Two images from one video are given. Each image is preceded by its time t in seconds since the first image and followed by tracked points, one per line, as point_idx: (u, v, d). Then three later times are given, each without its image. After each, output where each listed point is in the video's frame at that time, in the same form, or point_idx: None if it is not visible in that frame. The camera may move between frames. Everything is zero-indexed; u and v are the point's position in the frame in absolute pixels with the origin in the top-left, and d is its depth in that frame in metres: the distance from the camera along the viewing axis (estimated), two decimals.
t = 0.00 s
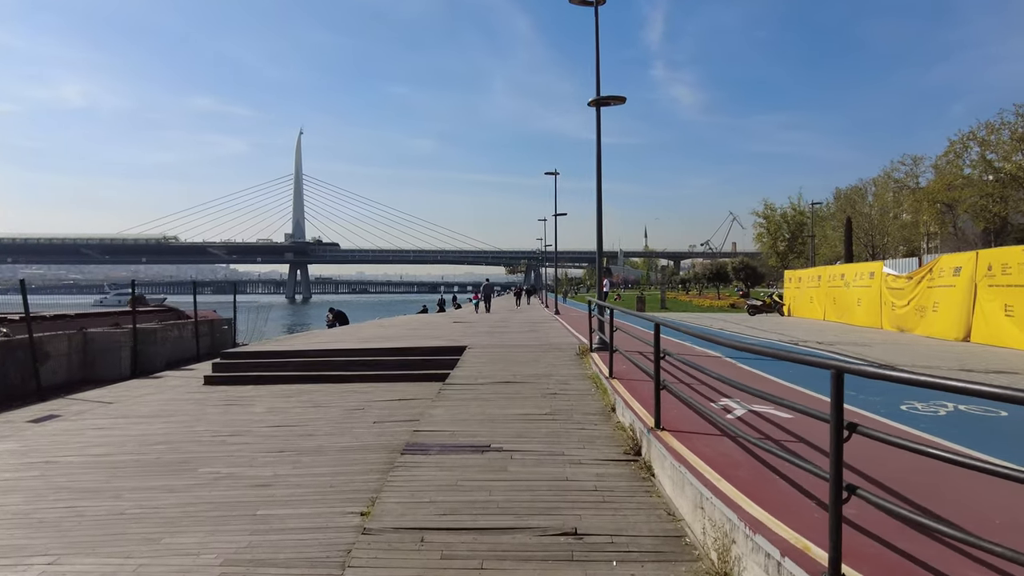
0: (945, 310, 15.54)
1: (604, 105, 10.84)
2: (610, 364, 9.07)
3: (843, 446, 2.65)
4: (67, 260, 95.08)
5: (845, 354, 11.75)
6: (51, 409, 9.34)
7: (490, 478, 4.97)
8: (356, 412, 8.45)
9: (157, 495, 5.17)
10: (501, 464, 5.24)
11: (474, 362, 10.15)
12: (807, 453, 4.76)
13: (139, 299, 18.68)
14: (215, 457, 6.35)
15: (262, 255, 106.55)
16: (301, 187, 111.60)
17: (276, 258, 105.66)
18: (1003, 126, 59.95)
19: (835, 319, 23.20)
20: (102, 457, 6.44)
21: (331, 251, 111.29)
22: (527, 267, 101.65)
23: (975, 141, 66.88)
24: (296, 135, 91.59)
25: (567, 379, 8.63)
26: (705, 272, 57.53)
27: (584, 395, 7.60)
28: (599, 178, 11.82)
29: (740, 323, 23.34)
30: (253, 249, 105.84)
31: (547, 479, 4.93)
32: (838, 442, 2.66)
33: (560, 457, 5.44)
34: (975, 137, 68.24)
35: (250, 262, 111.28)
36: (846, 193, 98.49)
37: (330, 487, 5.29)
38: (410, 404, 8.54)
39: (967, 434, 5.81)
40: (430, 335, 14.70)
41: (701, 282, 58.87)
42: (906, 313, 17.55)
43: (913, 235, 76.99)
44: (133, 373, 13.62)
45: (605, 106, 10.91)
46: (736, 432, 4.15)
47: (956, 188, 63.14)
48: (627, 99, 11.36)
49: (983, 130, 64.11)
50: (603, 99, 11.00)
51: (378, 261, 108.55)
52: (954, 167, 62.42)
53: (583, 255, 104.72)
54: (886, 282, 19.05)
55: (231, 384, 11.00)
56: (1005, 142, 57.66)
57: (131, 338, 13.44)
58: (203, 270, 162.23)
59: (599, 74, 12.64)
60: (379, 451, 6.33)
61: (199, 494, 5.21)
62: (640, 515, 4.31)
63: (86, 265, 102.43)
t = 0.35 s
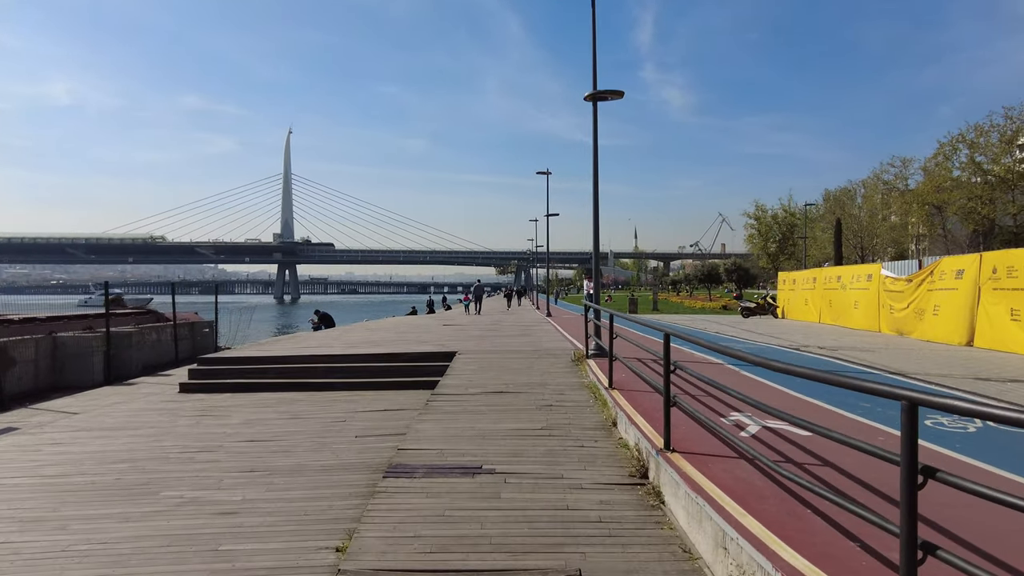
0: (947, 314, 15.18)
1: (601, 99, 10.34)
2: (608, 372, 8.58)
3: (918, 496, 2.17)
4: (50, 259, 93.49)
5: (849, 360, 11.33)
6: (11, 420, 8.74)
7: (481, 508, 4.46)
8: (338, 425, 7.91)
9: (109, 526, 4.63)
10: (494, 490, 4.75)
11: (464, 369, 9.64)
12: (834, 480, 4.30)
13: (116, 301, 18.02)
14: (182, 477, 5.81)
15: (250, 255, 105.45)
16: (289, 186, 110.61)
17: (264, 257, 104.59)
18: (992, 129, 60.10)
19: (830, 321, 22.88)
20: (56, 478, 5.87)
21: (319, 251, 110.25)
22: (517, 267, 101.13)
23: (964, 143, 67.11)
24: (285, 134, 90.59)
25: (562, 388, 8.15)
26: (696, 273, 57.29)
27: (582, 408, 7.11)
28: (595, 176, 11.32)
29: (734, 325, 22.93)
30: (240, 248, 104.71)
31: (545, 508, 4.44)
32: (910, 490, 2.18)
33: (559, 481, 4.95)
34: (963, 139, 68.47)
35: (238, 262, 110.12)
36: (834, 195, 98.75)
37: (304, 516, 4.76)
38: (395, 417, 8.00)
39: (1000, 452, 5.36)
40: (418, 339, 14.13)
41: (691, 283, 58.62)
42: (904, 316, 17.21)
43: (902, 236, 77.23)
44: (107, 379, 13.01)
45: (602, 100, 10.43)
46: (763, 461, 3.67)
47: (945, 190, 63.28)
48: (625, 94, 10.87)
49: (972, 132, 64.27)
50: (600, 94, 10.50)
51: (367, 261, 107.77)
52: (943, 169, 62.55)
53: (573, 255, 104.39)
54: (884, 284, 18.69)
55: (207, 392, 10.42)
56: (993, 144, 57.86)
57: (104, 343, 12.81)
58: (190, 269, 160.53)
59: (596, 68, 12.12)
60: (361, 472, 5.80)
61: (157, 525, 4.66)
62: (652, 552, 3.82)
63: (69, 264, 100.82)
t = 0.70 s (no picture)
0: (947, 312, 14.77)
1: (594, 86, 9.82)
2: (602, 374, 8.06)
3: None
4: (30, 258, 91.77)
5: (852, 360, 10.86)
6: None
7: (466, 534, 3.91)
8: (313, 433, 7.31)
9: (39, 556, 4.02)
10: (481, 512, 4.20)
11: (449, 372, 9.08)
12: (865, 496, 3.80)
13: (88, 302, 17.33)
14: (132, 494, 5.20)
15: (236, 254, 104.14)
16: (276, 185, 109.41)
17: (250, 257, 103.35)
18: (978, 128, 60.28)
19: (824, 321, 22.49)
20: None
21: (306, 250, 109.11)
22: (506, 267, 100.55)
23: (950, 143, 67.40)
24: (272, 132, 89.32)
25: (555, 393, 7.60)
26: (685, 272, 57.02)
27: (577, 414, 6.57)
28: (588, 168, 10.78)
29: (727, 324, 22.48)
30: (226, 247, 103.39)
31: (539, 534, 3.89)
32: None
33: (555, 500, 4.40)
34: (950, 139, 68.73)
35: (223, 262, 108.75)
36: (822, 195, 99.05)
37: (265, 542, 4.18)
38: (375, 425, 7.41)
39: None
40: (403, 340, 13.53)
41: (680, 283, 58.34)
42: (902, 315, 16.81)
43: (889, 236, 77.44)
44: (72, 382, 12.31)
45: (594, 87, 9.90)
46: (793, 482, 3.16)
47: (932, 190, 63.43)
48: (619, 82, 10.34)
49: (958, 132, 64.50)
50: (592, 81, 9.97)
51: (355, 261, 106.77)
52: (930, 168, 62.70)
53: (561, 255, 103.97)
54: (880, 282, 18.30)
55: (176, 397, 9.78)
56: (979, 143, 58.03)
57: (70, 345, 12.12)
58: (174, 269, 158.55)
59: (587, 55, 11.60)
60: (332, 489, 5.20)
61: (94, 554, 4.06)
62: None
63: (50, 264, 99.03)
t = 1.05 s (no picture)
0: (956, 312, 14.28)
1: (594, 72, 9.25)
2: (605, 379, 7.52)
3: None
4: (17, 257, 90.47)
5: (865, 362, 10.34)
6: None
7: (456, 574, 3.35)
8: (292, 445, 6.72)
9: None
10: (475, 545, 3.64)
11: (441, 376, 8.50)
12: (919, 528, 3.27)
13: (66, 302, 16.72)
14: (81, 520, 4.60)
15: (227, 253, 103.08)
16: (268, 183, 108.42)
17: (241, 256, 102.38)
18: (973, 127, 60.08)
19: (825, 320, 22.02)
20: None
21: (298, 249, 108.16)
22: (499, 266, 99.87)
23: (945, 142, 67.23)
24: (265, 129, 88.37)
25: (554, 399, 7.04)
26: (680, 271, 56.60)
27: (579, 424, 6.01)
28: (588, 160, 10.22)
29: (726, 324, 21.98)
30: (217, 246, 102.32)
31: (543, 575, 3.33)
32: None
33: (559, 530, 3.85)
34: (944, 138, 68.57)
35: (214, 260, 107.66)
36: (816, 194, 98.87)
37: None
38: (360, 436, 6.83)
39: None
40: (393, 341, 12.92)
41: (675, 283, 57.87)
42: (907, 314, 16.34)
43: (883, 235, 77.25)
44: (43, 387, 11.65)
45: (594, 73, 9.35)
46: (845, 516, 2.63)
47: (927, 188, 63.19)
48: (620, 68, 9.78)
49: (953, 130, 64.30)
50: (593, 67, 9.41)
51: (347, 260, 105.91)
52: (925, 167, 62.47)
53: (555, 254, 103.50)
54: (884, 281, 17.82)
55: (150, 404, 9.16)
56: (975, 142, 57.81)
57: (39, 347, 11.45)
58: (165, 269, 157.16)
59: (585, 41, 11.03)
60: (307, 513, 4.62)
61: None
62: None
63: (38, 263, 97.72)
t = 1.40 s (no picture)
0: (957, 315, 13.93)
1: (590, 62, 8.75)
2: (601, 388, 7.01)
3: None
4: None
5: (870, 369, 9.91)
6: None
7: None
8: (261, 463, 6.15)
9: None
10: None
11: (426, 384, 7.97)
12: (983, 568, 2.81)
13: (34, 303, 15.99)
14: (10, 559, 4.02)
15: (212, 253, 101.71)
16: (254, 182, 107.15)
17: (227, 255, 101.04)
18: (961, 128, 60.25)
19: (819, 322, 21.70)
20: None
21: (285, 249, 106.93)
22: (488, 266, 99.16)
23: (932, 143, 67.46)
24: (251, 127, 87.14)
25: (547, 411, 6.54)
26: (671, 271, 56.26)
27: (575, 442, 5.48)
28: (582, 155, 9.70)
29: (719, 325, 21.54)
30: (202, 245, 100.94)
31: None
32: None
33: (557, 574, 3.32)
34: (932, 139, 68.78)
35: (199, 260, 106.20)
36: (804, 194, 99.09)
37: None
38: (336, 454, 6.27)
39: None
40: (375, 345, 12.33)
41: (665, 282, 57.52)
42: (906, 316, 16.00)
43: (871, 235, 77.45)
44: (4, 395, 10.97)
45: (590, 63, 8.85)
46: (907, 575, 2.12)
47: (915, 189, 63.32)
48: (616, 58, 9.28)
49: (941, 131, 64.47)
50: (588, 56, 8.90)
51: (335, 260, 104.88)
52: (913, 168, 62.61)
53: (544, 253, 103.05)
54: (882, 282, 17.44)
55: (113, 415, 8.55)
56: (963, 143, 57.98)
57: None
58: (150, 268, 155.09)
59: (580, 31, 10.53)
60: (270, 548, 4.07)
61: None
62: None
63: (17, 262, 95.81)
